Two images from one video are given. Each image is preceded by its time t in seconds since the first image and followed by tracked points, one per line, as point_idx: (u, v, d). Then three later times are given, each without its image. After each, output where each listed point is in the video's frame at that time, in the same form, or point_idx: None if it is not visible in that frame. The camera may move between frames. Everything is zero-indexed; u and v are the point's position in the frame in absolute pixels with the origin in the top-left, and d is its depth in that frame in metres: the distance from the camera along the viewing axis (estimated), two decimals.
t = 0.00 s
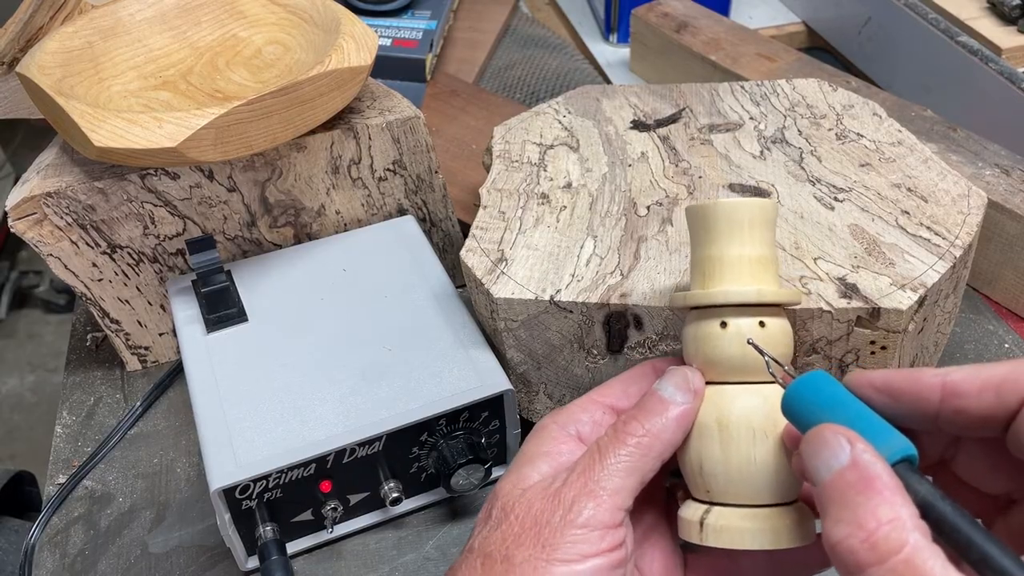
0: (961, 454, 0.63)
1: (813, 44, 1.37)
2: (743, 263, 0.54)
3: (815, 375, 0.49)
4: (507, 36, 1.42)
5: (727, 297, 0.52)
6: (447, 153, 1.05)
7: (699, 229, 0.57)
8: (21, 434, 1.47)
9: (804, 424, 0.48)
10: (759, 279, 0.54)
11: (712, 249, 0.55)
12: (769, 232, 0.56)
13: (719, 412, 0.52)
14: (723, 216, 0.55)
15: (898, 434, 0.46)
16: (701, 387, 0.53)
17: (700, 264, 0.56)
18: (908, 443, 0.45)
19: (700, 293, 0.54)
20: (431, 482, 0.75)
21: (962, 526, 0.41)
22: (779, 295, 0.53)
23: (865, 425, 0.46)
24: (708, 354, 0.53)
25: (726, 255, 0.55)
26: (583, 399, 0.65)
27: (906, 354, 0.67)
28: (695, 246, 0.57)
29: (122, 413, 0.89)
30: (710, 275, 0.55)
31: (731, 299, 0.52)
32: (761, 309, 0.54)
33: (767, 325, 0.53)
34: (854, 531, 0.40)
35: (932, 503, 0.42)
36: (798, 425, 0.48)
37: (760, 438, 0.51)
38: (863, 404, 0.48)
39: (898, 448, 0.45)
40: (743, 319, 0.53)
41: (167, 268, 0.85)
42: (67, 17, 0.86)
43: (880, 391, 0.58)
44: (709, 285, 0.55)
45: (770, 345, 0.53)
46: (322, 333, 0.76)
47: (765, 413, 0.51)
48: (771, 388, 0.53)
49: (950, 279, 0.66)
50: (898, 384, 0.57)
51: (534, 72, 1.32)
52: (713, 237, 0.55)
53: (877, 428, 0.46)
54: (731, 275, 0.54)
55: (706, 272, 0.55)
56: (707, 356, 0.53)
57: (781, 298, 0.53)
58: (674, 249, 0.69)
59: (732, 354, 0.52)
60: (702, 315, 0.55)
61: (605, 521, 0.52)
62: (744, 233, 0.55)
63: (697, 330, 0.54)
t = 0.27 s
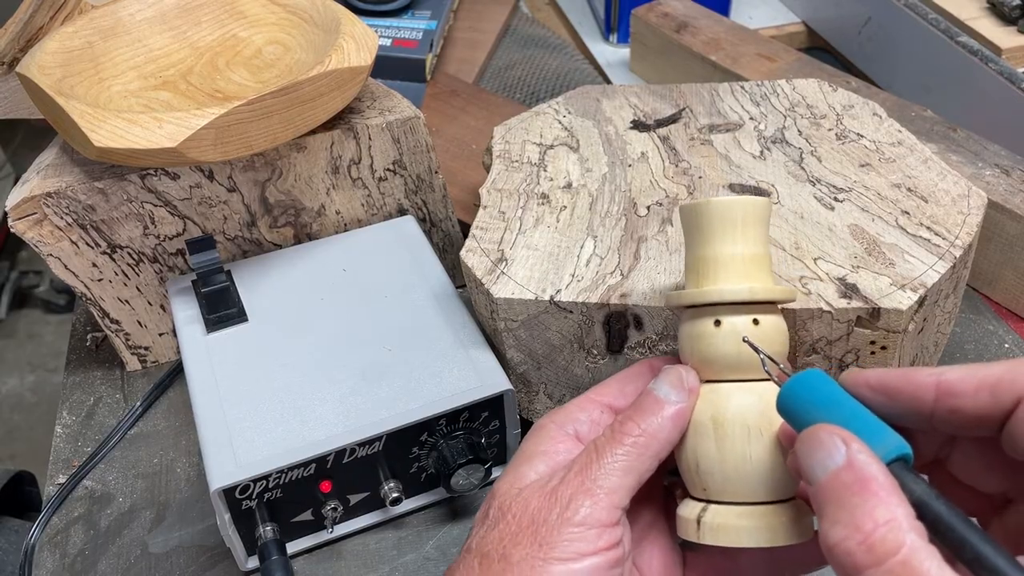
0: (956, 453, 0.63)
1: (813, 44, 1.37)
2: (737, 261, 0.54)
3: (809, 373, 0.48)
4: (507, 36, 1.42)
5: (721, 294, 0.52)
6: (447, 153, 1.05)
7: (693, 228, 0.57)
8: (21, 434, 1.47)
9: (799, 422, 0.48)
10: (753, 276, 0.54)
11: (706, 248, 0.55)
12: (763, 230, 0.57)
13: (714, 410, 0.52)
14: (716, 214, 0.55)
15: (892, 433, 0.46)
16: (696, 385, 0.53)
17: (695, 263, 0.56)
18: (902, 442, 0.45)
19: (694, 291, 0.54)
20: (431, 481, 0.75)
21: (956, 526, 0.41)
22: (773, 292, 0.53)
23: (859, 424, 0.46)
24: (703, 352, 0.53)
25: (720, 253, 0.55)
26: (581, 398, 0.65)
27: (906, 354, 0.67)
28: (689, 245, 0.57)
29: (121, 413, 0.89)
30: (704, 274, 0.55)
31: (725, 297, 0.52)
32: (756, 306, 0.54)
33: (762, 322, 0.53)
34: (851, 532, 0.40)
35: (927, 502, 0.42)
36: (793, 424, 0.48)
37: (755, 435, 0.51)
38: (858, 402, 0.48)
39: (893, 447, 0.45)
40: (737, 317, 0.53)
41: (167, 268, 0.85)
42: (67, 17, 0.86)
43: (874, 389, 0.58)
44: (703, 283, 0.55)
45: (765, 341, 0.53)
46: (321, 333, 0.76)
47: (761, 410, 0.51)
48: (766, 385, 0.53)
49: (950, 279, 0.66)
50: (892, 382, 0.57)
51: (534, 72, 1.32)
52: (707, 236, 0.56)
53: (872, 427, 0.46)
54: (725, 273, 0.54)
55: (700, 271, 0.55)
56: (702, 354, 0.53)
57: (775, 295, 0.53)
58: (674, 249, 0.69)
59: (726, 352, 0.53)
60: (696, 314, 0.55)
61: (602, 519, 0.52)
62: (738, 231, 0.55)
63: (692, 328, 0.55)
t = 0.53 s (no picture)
0: (937, 444, 0.63)
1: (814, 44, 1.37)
2: (720, 257, 0.53)
3: (792, 369, 0.48)
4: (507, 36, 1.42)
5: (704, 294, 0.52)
6: (447, 153, 1.05)
7: (676, 222, 0.56)
8: (21, 434, 1.47)
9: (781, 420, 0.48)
10: (736, 273, 0.54)
11: (689, 244, 0.54)
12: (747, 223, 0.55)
13: (697, 406, 0.52)
14: (699, 210, 0.54)
15: (875, 428, 0.46)
16: (679, 382, 0.53)
17: (677, 258, 0.55)
18: (885, 437, 0.45)
19: (677, 289, 0.53)
20: (431, 481, 0.75)
21: (936, 520, 0.41)
22: (755, 288, 0.53)
23: (841, 420, 0.46)
24: (686, 350, 0.53)
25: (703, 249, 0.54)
26: (566, 393, 0.64)
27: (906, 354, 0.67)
28: (671, 240, 0.56)
29: (122, 413, 0.89)
30: (686, 271, 0.54)
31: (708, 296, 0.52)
32: (738, 303, 0.53)
33: (744, 318, 0.53)
34: (840, 532, 0.40)
35: (908, 497, 0.42)
36: (776, 419, 0.48)
37: (738, 430, 0.50)
38: (838, 396, 0.48)
39: (875, 443, 0.45)
40: (720, 314, 0.53)
41: (167, 268, 0.85)
42: (67, 17, 0.86)
43: (854, 384, 0.58)
44: (685, 281, 0.54)
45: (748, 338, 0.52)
46: (321, 333, 0.76)
47: (744, 407, 0.51)
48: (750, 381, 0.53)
49: (950, 280, 0.66)
50: (872, 378, 0.57)
51: (533, 72, 1.32)
52: (689, 231, 0.55)
53: (855, 423, 0.46)
54: (708, 270, 0.53)
55: (683, 267, 0.54)
56: (685, 352, 0.53)
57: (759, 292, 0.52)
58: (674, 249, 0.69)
59: (709, 350, 0.52)
60: (679, 311, 0.54)
61: (584, 513, 0.52)
62: (721, 226, 0.54)
63: (675, 326, 0.54)
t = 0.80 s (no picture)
0: (901, 417, 0.64)
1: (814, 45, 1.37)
2: (680, 245, 0.55)
3: (763, 344, 0.50)
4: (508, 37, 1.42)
5: (666, 281, 0.53)
6: (447, 153, 1.05)
7: (637, 212, 0.57)
8: (21, 434, 1.47)
9: (755, 393, 0.49)
10: (697, 260, 0.55)
11: (650, 233, 0.56)
12: (706, 212, 0.57)
13: (661, 392, 0.53)
14: (659, 199, 0.55)
15: (844, 399, 0.48)
16: (644, 369, 0.54)
17: (640, 247, 0.56)
18: (855, 408, 0.48)
19: (639, 277, 0.55)
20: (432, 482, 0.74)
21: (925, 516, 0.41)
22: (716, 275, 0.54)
23: (813, 391, 0.48)
24: (649, 336, 0.54)
25: (665, 238, 0.55)
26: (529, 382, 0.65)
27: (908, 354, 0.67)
28: (633, 229, 0.57)
29: (122, 413, 0.89)
30: (649, 261, 0.56)
31: (669, 283, 0.53)
32: (702, 290, 0.55)
33: (708, 305, 0.54)
34: (823, 501, 0.43)
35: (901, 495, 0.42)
36: (749, 393, 0.50)
37: (701, 416, 0.52)
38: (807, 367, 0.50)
39: (847, 413, 0.47)
40: (682, 301, 0.54)
41: (169, 268, 0.85)
42: (68, 17, 0.86)
43: (827, 360, 0.59)
44: (648, 271, 0.55)
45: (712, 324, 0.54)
46: (321, 333, 0.76)
47: (706, 391, 0.52)
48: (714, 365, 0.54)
49: (951, 280, 0.66)
50: (842, 353, 0.58)
51: (534, 73, 1.32)
52: (650, 221, 0.56)
53: (826, 395, 0.48)
54: (669, 258, 0.55)
55: (646, 256, 0.56)
56: (648, 338, 0.54)
57: (719, 279, 0.53)
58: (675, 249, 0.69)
59: (671, 336, 0.53)
60: (642, 298, 0.56)
61: (550, 500, 0.54)
62: (682, 215, 0.55)
63: (638, 313, 0.55)
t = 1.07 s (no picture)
0: (869, 393, 0.63)
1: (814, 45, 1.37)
2: (654, 233, 0.55)
3: (732, 334, 0.51)
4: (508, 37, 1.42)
5: (641, 269, 0.53)
6: (448, 153, 1.05)
7: (613, 201, 0.57)
8: (21, 434, 1.47)
9: (727, 383, 0.50)
10: (672, 248, 0.55)
11: (625, 222, 0.56)
12: (681, 200, 0.57)
13: (636, 377, 0.54)
14: (633, 188, 0.56)
15: (812, 386, 0.49)
16: (620, 356, 0.55)
17: (615, 236, 0.57)
18: (821, 395, 0.48)
19: (614, 265, 0.55)
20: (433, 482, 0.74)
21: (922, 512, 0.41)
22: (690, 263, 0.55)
23: (780, 380, 0.49)
24: (625, 324, 0.55)
25: (639, 226, 0.56)
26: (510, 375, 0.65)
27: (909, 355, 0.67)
28: (609, 218, 0.58)
29: (122, 413, 0.89)
30: (624, 248, 0.56)
31: (644, 270, 0.54)
32: (675, 277, 0.55)
33: (681, 292, 0.54)
34: (780, 484, 0.44)
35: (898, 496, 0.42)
36: (720, 383, 0.50)
37: (676, 401, 0.52)
38: (776, 359, 0.51)
39: (812, 401, 0.47)
40: (656, 288, 0.54)
41: (169, 268, 0.85)
42: (69, 17, 0.86)
43: (790, 344, 0.57)
44: (623, 258, 0.56)
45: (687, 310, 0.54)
46: (320, 332, 0.76)
47: (682, 376, 0.53)
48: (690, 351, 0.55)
49: (952, 280, 0.66)
50: (805, 337, 0.57)
51: (534, 73, 1.32)
52: (625, 210, 0.56)
53: (793, 382, 0.49)
54: (643, 246, 0.55)
55: (621, 245, 0.56)
56: (624, 326, 0.55)
57: (693, 265, 0.54)
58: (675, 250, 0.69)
59: (646, 323, 0.54)
60: (619, 287, 0.56)
61: (531, 487, 0.54)
62: (656, 204, 0.56)
63: (614, 301, 0.56)
